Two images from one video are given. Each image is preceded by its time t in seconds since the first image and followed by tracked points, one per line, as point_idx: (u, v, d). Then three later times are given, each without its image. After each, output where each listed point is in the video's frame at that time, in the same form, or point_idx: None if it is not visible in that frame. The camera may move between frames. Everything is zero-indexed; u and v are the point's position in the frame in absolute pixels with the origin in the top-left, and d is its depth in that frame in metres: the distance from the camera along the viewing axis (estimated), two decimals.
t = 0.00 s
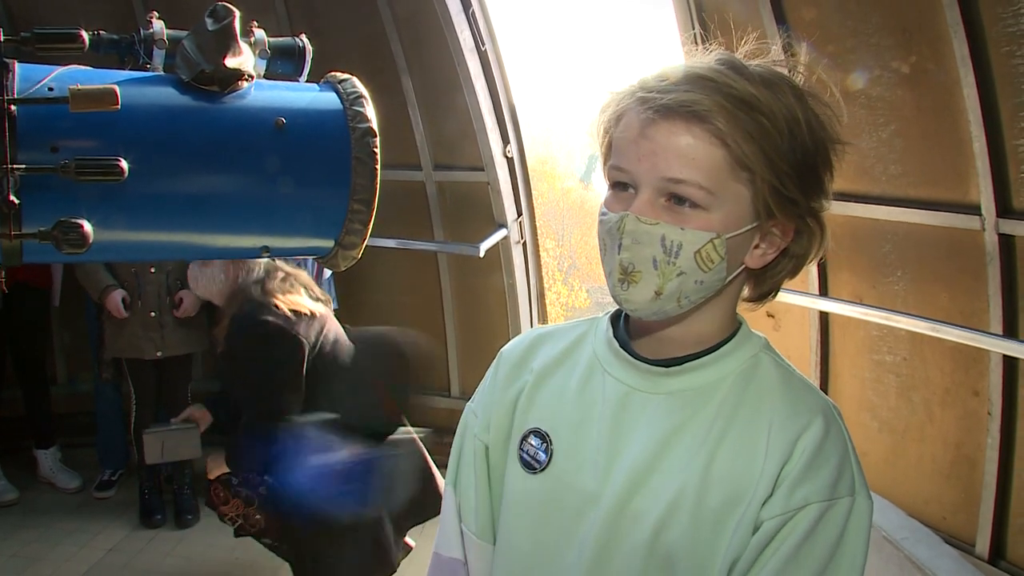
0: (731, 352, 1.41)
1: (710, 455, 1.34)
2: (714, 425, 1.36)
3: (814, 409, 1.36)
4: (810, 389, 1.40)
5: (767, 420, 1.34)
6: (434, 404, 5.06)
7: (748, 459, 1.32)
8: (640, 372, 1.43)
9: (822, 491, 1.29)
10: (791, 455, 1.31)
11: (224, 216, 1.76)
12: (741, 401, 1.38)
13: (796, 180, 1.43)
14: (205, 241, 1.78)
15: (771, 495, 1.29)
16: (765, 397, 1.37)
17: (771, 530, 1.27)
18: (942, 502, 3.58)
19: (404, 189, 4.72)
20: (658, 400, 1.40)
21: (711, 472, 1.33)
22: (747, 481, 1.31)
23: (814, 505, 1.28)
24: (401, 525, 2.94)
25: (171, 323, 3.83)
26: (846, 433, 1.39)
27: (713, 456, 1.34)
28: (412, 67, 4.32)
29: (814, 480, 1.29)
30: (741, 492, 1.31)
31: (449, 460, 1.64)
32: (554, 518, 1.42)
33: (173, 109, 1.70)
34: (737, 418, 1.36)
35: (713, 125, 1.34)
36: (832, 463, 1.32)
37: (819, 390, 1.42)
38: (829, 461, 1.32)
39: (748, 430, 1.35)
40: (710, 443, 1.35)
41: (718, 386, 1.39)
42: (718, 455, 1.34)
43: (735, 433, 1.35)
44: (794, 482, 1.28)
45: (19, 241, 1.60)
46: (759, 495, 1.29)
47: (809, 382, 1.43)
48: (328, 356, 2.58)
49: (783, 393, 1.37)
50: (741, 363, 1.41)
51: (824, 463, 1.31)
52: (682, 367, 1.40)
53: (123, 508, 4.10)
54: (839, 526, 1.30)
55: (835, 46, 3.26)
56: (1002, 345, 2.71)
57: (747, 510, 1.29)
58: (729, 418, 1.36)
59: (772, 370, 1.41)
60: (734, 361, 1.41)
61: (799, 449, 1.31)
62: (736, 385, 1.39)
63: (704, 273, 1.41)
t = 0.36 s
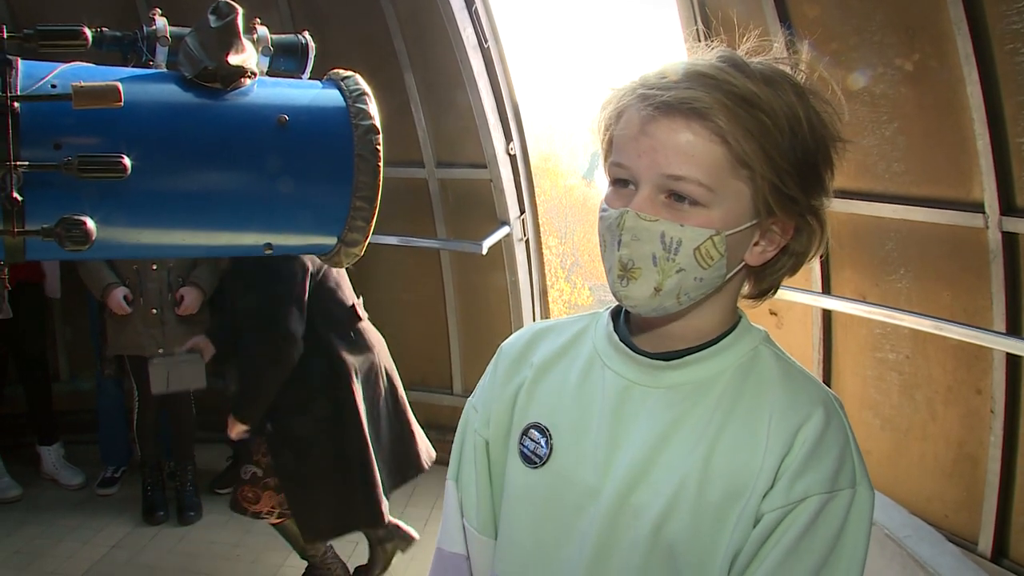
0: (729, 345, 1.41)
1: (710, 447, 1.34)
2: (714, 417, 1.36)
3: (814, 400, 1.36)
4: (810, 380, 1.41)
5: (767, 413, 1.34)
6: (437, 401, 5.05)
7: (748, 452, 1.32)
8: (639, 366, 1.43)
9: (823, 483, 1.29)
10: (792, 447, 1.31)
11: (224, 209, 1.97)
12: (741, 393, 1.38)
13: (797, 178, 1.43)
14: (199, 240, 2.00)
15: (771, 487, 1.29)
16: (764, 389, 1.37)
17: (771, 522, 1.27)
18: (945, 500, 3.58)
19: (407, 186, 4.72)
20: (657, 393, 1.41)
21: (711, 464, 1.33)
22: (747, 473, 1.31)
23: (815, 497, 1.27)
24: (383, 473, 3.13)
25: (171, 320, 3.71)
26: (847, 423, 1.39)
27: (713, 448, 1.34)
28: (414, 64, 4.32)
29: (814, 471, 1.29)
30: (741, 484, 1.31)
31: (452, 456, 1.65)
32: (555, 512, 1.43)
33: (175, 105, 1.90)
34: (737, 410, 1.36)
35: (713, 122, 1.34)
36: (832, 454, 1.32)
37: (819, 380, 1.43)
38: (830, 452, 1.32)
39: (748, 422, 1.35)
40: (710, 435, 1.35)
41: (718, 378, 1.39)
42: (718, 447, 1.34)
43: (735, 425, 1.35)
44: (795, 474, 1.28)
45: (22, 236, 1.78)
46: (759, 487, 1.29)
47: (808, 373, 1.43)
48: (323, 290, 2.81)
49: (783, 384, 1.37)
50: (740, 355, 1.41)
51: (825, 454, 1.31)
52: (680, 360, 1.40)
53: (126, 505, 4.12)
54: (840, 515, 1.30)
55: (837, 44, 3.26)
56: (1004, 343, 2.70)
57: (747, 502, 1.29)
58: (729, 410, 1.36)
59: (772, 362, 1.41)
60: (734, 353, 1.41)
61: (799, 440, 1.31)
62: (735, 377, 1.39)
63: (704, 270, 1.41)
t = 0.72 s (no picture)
0: (727, 343, 1.42)
1: (708, 445, 1.34)
2: (712, 414, 1.36)
3: (812, 397, 1.36)
4: (808, 378, 1.40)
5: (765, 411, 1.34)
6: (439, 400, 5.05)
7: (746, 449, 1.32)
8: (637, 364, 1.43)
9: (821, 481, 1.29)
10: (789, 444, 1.31)
11: (224, 205, 2.07)
12: (738, 391, 1.38)
13: (801, 184, 1.43)
14: (198, 237, 2.09)
15: (769, 485, 1.29)
16: (762, 386, 1.37)
17: (769, 520, 1.28)
18: (947, 500, 3.57)
19: (409, 184, 4.72)
20: (656, 391, 1.41)
21: (709, 462, 1.33)
22: (745, 471, 1.31)
23: (812, 494, 1.27)
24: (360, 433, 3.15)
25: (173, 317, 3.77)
26: (845, 420, 1.39)
27: (711, 446, 1.34)
28: (417, 62, 4.32)
29: (812, 469, 1.29)
30: (739, 481, 1.31)
31: (451, 454, 1.65)
32: (553, 510, 1.43)
33: (179, 102, 2.00)
34: (735, 408, 1.36)
35: (720, 126, 1.34)
36: (830, 452, 1.32)
37: (817, 378, 1.43)
38: (828, 450, 1.32)
39: (746, 419, 1.35)
40: (708, 433, 1.35)
41: (716, 376, 1.39)
42: (716, 445, 1.34)
43: (733, 423, 1.35)
44: (792, 472, 1.28)
45: (25, 233, 1.87)
46: (757, 484, 1.29)
47: (806, 370, 1.43)
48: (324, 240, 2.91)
49: (781, 382, 1.37)
50: (738, 353, 1.41)
51: (823, 452, 1.31)
52: (678, 357, 1.40)
53: (127, 501, 4.12)
54: (838, 513, 1.30)
55: (840, 43, 3.26)
56: (1006, 343, 2.70)
57: (745, 500, 1.29)
58: (727, 407, 1.36)
59: (771, 360, 1.41)
60: (731, 351, 1.41)
61: (797, 437, 1.31)
62: (733, 375, 1.39)
63: (704, 273, 1.42)
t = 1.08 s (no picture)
0: (729, 346, 1.41)
1: (709, 449, 1.34)
2: (713, 419, 1.36)
3: (815, 401, 1.36)
4: (810, 382, 1.40)
5: (767, 415, 1.34)
6: (441, 400, 5.05)
7: (748, 454, 1.32)
8: (638, 367, 1.43)
9: (824, 486, 1.29)
10: (791, 449, 1.31)
11: (225, 205, 2.08)
12: (740, 394, 1.37)
13: (805, 188, 1.43)
14: (200, 239, 2.11)
15: (771, 490, 1.29)
16: (764, 390, 1.37)
17: (770, 525, 1.27)
18: (951, 501, 3.56)
19: (412, 184, 4.72)
20: (657, 394, 1.40)
21: (711, 466, 1.33)
22: (747, 475, 1.31)
23: (815, 499, 1.27)
24: (335, 424, 3.09)
25: (175, 316, 3.81)
26: (847, 424, 1.38)
27: (712, 450, 1.34)
28: (419, 62, 4.32)
29: (814, 474, 1.29)
30: (741, 485, 1.31)
31: (450, 457, 1.65)
32: (554, 514, 1.43)
33: (181, 102, 2.03)
34: (736, 412, 1.36)
35: (723, 131, 1.34)
36: (833, 456, 1.31)
37: (819, 381, 1.42)
38: (830, 455, 1.31)
39: (748, 424, 1.34)
40: (709, 437, 1.34)
41: (717, 380, 1.39)
42: (718, 449, 1.34)
43: (734, 428, 1.35)
44: (794, 477, 1.28)
45: (28, 236, 1.91)
46: (759, 489, 1.29)
47: (808, 374, 1.43)
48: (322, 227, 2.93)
49: (783, 386, 1.37)
50: (739, 356, 1.41)
51: (825, 457, 1.31)
52: (679, 361, 1.40)
53: (130, 502, 4.13)
54: (841, 518, 1.30)
55: (842, 44, 3.26)
56: (1010, 344, 2.70)
57: (747, 505, 1.29)
58: (728, 411, 1.36)
59: (772, 363, 1.41)
60: (733, 355, 1.41)
61: (799, 442, 1.31)
62: (735, 378, 1.39)
63: (706, 278, 1.42)
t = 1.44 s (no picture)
0: (725, 347, 1.41)
1: (705, 451, 1.33)
2: (710, 420, 1.36)
3: (812, 402, 1.36)
4: (807, 383, 1.40)
5: (763, 416, 1.33)
6: (442, 400, 5.05)
7: (744, 455, 1.32)
8: (633, 368, 1.42)
9: (821, 487, 1.28)
10: (788, 451, 1.30)
11: (224, 206, 2.08)
12: (736, 396, 1.37)
13: (801, 189, 1.42)
14: (199, 238, 2.11)
15: (768, 492, 1.29)
16: (761, 391, 1.37)
17: (767, 528, 1.27)
18: (951, 500, 3.56)
19: (412, 184, 4.72)
20: (653, 396, 1.40)
21: (707, 468, 1.33)
22: (743, 477, 1.30)
23: (812, 501, 1.27)
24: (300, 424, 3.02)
25: (175, 316, 3.79)
26: (844, 425, 1.38)
27: (709, 452, 1.33)
28: (419, 62, 4.31)
29: (811, 476, 1.29)
30: (738, 487, 1.30)
31: (446, 459, 1.65)
32: (551, 516, 1.42)
33: (180, 102, 2.02)
34: (733, 413, 1.35)
35: (718, 131, 1.33)
36: (830, 458, 1.31)
37: (815, 382, 1.42)
38: (827, 456, 1.31)
39: (744, 425, 1.34)
40: (705, 438, 1.34)
41: (713, 381, 1.39)
42: (715, 451, 1.33)
43: (730, 429, 1.34)
44: (791, 479, 1.28)
45: (27, 235, 1.91)
46: (755, 491, 1.28)
47: (805, 375, 1.42)
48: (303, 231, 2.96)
49: (779, 387, 1.37)
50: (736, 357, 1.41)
51: (822, 458, 1.31)
52: (675, 362, 1.40)
53: (130, 502, 4.13)
54: (838, 520, 1.30)
55: (843, 43, 3.25)
56: (1010, 344, 2.69)
57: (744, 507, 1.29)
58: (725, 413, 1.36)
59: (768, 363, 1.41)
60: (729, 356, 1.40)
61: (796, 443, 1.30)
62: (731, 379, 1.39)
63: (701, 279, 1.41)
